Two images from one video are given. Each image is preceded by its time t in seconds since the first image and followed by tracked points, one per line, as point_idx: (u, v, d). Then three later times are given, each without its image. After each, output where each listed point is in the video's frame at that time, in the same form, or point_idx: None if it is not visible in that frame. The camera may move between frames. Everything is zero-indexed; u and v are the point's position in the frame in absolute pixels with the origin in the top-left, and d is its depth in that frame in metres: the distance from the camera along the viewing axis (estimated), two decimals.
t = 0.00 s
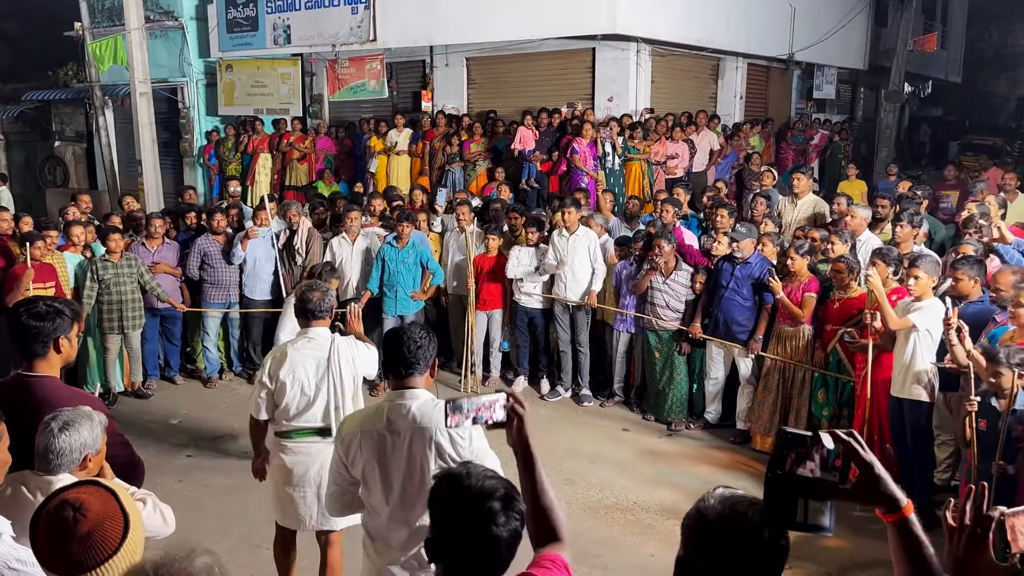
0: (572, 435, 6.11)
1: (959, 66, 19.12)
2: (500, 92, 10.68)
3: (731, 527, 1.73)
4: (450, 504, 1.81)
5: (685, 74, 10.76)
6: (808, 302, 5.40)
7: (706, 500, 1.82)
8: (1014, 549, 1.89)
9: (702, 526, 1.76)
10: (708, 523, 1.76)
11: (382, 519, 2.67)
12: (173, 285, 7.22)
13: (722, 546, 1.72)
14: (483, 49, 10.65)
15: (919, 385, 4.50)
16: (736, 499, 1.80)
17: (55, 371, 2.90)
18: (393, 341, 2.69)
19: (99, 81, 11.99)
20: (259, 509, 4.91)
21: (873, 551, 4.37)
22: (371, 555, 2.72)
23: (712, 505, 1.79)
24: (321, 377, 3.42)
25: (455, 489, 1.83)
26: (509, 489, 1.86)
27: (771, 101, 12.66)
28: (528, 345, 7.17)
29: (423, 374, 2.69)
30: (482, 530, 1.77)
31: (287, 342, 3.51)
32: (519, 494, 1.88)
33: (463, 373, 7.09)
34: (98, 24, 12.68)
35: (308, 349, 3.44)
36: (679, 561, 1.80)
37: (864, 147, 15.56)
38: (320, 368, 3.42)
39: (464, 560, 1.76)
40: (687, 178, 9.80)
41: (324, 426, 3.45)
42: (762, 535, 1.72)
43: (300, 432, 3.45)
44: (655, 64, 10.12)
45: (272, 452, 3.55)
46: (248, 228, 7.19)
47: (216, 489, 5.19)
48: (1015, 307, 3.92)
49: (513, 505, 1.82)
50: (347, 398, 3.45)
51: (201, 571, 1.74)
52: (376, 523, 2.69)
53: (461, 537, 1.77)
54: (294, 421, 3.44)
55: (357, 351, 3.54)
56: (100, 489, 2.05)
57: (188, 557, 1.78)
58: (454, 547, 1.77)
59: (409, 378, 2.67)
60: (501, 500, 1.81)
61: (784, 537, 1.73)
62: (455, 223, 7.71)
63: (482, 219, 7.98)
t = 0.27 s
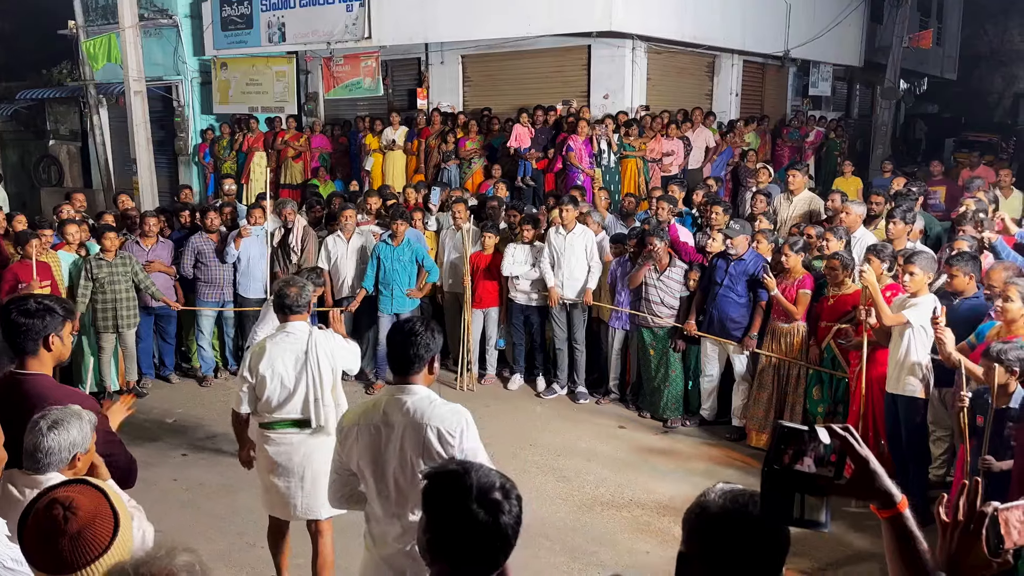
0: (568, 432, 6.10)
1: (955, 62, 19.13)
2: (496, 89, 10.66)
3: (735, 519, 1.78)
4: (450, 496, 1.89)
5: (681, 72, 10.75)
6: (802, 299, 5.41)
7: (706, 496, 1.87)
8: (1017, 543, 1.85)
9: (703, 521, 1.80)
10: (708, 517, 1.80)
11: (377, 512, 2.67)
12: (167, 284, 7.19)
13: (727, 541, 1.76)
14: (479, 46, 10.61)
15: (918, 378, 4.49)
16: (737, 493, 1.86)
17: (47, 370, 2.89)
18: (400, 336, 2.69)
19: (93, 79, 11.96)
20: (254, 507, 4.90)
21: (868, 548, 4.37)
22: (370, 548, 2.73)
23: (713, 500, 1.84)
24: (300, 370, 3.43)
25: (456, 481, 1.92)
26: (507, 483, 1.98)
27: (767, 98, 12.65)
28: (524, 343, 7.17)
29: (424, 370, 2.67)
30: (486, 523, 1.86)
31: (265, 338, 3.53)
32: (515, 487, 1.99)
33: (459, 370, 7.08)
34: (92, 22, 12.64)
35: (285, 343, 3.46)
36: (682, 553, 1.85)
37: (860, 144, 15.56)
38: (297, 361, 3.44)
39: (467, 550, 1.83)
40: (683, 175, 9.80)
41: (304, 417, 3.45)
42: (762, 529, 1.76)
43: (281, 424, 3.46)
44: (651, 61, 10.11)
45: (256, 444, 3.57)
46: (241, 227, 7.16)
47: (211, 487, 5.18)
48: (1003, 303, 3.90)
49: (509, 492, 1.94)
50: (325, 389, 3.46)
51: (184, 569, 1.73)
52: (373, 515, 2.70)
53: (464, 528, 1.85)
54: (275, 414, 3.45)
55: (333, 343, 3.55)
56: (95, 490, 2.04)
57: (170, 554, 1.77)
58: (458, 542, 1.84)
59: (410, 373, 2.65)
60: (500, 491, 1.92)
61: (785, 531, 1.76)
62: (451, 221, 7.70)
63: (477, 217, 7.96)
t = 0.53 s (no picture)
0: (563, 430, 6.11)
1: (951, 60, 19.14)
2: (492, 87, 10.65)
3: (719, 518, 1.77)
4: (449, 487, 1.90)
5: (677, 69, 10.75)
6: (796, 296, 5.39)
7: (692, 494, 1.87)
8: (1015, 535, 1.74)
9: (687, 518, 1.81)
10: (693, 515, 1.81)
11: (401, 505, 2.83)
12: (161, 282, 7.17)
13: (710, 538, 1.76)
14: (475, 44, 10.63)
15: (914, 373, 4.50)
16: (720, 490, 1.85)
17: (39, 368, 2.89)
18: (436, 337, 2.79)
19: (88, 77, 11.92)
20: (249, 506, 4.89)
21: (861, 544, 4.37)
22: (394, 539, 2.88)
23: (698, 498, 1.84)
24: (281, 360, 3.57)
25: (454, 474, 1.93)
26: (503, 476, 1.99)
27: (763, 95, 12.66)
28: (520, 341, 7.18)
29: (456, 370, 2.78)
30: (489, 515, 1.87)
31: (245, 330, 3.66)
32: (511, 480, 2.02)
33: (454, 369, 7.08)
34: (87, 21, 12.61)
35: (266, 334, 3.60)
36: (667, 551, 1.85)
37: (856, 142, 15.57)
38: (278, 351, 3.57)
39: (467, 542, 1.84)
40: (678, 172, 9.80)
41: (284, 406, 3.59)
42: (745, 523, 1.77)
43: (263, 412, 3.59)
44: (647, 58, 10.10)
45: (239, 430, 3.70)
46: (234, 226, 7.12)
47: (205, 486, 5.18)
48: (983, 299, 3.92)
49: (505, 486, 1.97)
50: (306, 379, 3.60)
51: (169, 567, 1.72)
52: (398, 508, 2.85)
53: (461, 519, 1.85)
54: (257, 402, 3.59)
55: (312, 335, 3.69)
56: (85, 489, 2.04)
57: (155, 553, 1.77)
58: (458, 534, 1.84)
59: (440, 373, 2.76)
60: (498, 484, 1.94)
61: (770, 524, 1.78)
62: (446, 219, 7.70)
63: (473, 215, 7.95)
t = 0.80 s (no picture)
0: (561, 430, 6.12)
1: (948, 59, 19.17)
2: (490, 87, 10.66)
3: (710, 517, 1.76)
4: (445, 482, 1.92)
5: (674, 69, 10.76)
6: (793, 296, 5.41)
7: (678, 496, 1.84)
8: (1012, 534, 1.74)
9: (676, 521, 1.79)
10: (682, 517, 1.79)
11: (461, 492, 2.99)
12: (159, 283, 7.21)
13: (698, 539, 1.75)
14: (472, 44, 10.63)
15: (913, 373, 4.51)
16: (706, 491, 1.83)
17: (39, 367, 2.89)
18: (502, 334, 2.92)
19: (85, 78, 11.91)
20: (248, 506, 4.90)
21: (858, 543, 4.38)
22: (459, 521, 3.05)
23: (685, 501, 1.81)
24: (280, 354, 3.60)
25: (452, 468, 1.95)
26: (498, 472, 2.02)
27: (761, 95, 12.67)
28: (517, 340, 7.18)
29: (523, 366, 2.91)
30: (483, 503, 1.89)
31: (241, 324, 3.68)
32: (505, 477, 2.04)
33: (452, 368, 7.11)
34: (85, 21, 12.61)
35: (263, 329, 3.62)
36: (655, 555, 1.81)
37: (853, 141, 15.59)
38: (276, 346, 3.61)
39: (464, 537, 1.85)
40: (676, 172, 9.81)
41: (282, 399, 3.62)
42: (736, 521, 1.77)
43: (259, 406, 3.62)
44: (644, 58, 10.11)
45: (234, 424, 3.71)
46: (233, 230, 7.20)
47: (203, 486, 5.18)
48: (958, 304, 3.94)
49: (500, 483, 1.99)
50: (304, 373, 3.64)
51: (170, 567, 1.72)
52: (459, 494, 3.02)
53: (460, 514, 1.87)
54: (254, 396, 3.61)
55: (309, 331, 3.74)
56: (86, 489, 2.06)
57: (157, 552, 1.77)
58: (450, 531, 1.86)
59: (504, 367, 2.88)
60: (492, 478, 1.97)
61: (757, 522, 1.79)
62: (444, 219, 7.72)
63: (470, 215, 7.96)
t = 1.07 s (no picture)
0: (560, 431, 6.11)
1: (944, 60, 19.19)
2: (487, 88, 10.65)
3: (706, 518, 1.75)
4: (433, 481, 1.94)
5: (671, 70, 10.77)
6: (790, 297, 5.41)
7: (676, 499, 1.83)
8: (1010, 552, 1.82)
9: (674, 524, 1.77)
10: (680, 519, 1.77)
11: (522, 478, 3.17)
12: (156, 284, 7.17)
13: (694, 541, 1.74)
14: (469, 44, 10.63)
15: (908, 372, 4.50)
16: (705, 494, 1.83)
17: (37, 369, 2.85)
18: (552, 322, 3.04)
19: (81, 79, 11.88)
20: (246, 507, 4.88)
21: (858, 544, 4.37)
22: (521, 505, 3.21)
23: (684, 504, 1.80)
24: (285, 349, 3.70)
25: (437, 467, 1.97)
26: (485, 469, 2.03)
27: (757, 96, 12.69)
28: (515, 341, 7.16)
29: (574, 353, 3.06)
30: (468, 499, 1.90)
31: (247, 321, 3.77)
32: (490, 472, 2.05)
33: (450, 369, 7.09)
34: (81, 21, 12.58)
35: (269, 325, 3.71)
36: (655, 558, 1.80)
37: (850, 142, 15.61)
38: (282, 341, 3.69)
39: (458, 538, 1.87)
40: (673, 173, 9.80)
41: (288, 391, 3.73)
42: (730, 521, 1.76)
43: (266, 398, 3.72)
44: (642, 59, 10.12)
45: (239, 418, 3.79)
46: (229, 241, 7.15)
47: (202, 487, 5.16)
48: (934, 302, 3.90)
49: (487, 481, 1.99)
50: (308, 368, 3.74)
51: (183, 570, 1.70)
52: (519, 480, 3.21)
53: (451, 515, 1.89)
54: (259, 389, 3.70)
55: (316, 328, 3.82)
56: (89, 489, 2.04)
57: (171, 554, 1.75)
58: (438, 531, 1.87)
59: (557, 355, 3.04)
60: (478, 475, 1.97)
61: (756, 522, 1.78)
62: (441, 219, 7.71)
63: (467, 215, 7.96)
